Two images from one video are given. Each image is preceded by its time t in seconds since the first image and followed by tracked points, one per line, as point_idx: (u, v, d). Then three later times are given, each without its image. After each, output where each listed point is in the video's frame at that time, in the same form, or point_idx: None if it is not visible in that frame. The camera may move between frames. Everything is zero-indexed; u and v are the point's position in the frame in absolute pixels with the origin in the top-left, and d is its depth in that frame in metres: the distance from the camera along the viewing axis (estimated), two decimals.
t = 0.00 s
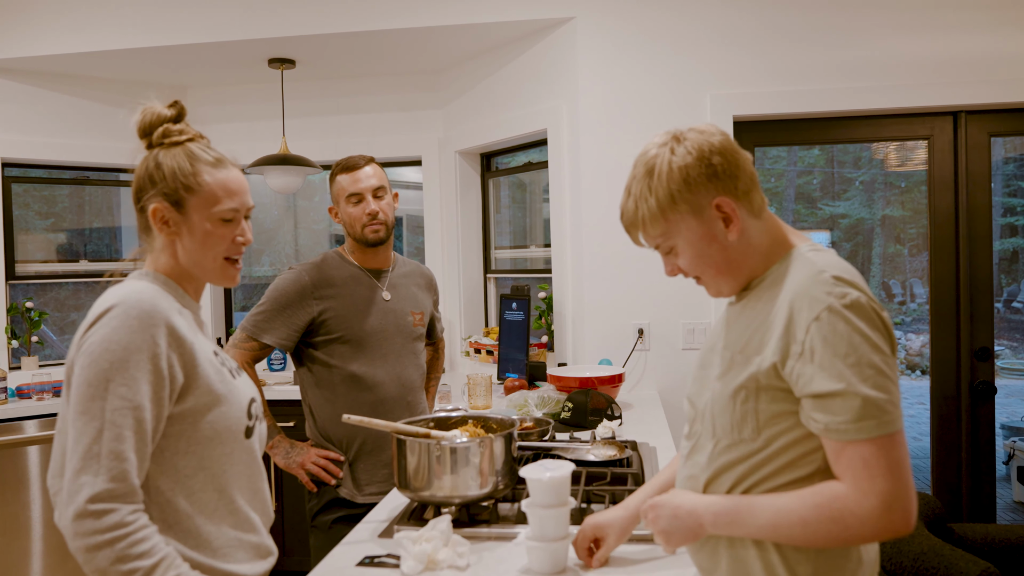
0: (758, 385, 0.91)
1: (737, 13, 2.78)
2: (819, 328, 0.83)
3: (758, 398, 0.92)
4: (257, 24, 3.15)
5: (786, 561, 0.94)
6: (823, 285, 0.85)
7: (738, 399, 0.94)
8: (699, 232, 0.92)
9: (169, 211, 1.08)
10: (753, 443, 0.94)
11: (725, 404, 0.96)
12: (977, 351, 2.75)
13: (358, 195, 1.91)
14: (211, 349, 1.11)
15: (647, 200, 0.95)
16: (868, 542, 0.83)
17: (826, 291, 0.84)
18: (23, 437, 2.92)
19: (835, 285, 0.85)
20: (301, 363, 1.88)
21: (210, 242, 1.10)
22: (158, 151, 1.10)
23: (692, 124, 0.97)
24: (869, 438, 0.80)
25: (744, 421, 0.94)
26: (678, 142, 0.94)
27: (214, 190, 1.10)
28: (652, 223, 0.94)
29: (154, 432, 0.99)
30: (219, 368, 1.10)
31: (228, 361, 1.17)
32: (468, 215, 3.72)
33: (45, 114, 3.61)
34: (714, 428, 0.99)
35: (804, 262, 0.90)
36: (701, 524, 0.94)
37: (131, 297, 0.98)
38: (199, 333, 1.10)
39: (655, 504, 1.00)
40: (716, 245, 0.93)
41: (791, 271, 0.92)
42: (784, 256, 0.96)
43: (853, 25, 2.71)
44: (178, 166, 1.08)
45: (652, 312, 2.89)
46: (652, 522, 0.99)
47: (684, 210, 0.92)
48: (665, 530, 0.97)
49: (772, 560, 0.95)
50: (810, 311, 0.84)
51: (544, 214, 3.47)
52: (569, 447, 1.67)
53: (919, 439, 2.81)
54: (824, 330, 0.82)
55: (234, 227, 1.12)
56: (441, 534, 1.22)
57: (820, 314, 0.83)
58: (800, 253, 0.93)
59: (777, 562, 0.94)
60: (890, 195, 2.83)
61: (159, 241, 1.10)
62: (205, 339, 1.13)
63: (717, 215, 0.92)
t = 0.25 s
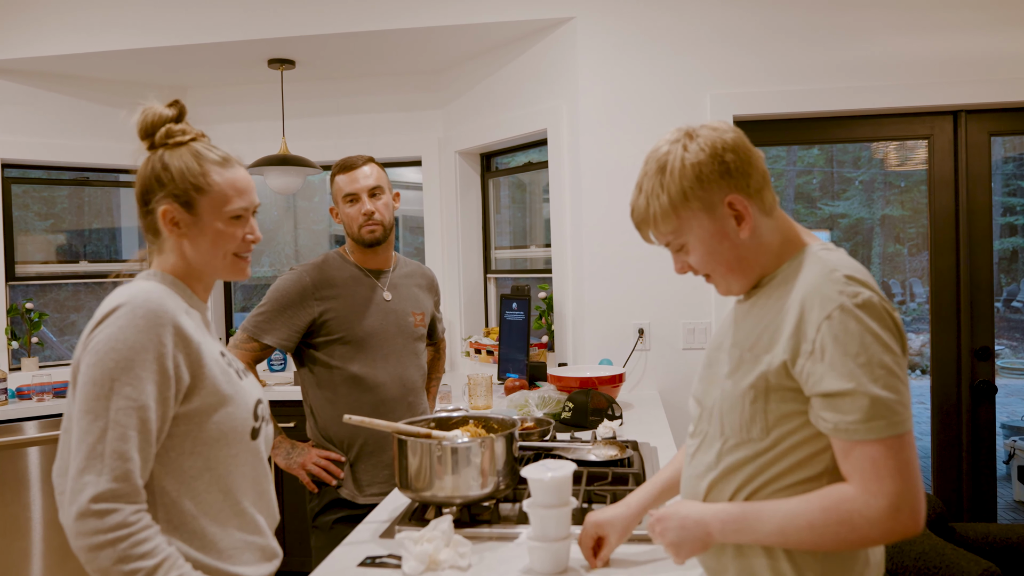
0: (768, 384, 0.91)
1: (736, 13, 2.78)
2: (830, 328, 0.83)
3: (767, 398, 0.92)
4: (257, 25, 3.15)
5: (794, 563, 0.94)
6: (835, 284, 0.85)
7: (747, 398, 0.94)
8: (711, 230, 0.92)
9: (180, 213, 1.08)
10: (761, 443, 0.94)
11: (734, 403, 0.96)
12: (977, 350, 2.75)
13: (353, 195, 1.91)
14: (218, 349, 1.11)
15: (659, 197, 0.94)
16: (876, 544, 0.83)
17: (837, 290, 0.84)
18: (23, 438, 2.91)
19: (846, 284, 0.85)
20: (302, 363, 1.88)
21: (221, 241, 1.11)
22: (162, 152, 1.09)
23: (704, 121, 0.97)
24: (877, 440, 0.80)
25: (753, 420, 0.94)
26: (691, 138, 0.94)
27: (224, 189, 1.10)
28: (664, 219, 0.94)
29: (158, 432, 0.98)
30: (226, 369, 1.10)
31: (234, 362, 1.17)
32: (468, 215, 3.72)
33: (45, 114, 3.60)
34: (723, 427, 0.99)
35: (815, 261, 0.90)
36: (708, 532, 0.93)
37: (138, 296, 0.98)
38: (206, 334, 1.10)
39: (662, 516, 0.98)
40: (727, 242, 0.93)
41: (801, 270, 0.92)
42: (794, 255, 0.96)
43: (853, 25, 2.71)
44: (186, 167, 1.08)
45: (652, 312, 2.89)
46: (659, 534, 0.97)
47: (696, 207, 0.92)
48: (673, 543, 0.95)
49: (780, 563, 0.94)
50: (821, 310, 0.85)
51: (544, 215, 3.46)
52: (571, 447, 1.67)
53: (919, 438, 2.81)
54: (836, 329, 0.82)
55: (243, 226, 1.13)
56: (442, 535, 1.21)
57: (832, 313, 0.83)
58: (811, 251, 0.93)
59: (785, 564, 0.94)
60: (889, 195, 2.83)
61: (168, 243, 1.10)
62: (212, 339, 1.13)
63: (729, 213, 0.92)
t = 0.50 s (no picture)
0: (781, 386, 0.92)
1: (736, 13, 2.78)
2: (846, 331, 0.83)
3: (780, 400, 0.92)
4: (257, 26, 3.15)
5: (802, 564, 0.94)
6: (851, 287, 0.86)
7: (759, 400, 0.94)
8: (724, 230, 0.93)
9: (187, 214, 1.08)
10: (772, 444, 0.95)
11: (745, 404, 0.96)
12: (978, 350, 2.75)
13: (354, 196, 1.91)
14: (229, 352, 1.11)
15: (672, 196, 0.94)
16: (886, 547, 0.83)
17: (853, 293, 0.85)
18: (23, 439, 2.91)
19: (862, 287, 0.85)
20: (303, 364, 1.88)
21: (228, 242, 1.10)
22: (173, 152, 1.10)
23: (717, 122, 0.98)
24: (891, 444, 0.80)
25: (764, 422, 0.94)
26: (704, 139, 0.95)
27: (232, 190, 1.09)
28: (677, 218, 0.94)
29: (165, 435, 0.98)
30: (236, 373, 1.10)
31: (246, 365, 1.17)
32: (469, 216, 3.72)
33: (45, 115, 3.60)
34: (733, 428, 0.99)
35: (828, 263, 0.91)
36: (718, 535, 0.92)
37: (151, 298, 0.98)
38: (217, 336, 1.10)
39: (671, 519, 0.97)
40: (739, 243, 0.94)
41: (814, 272, 0.93)
42: (806, 256, 0.97)
43: (853, 25, 2.71)
44: (194, 167, 1.07)
45: (653, 313, 2.89)
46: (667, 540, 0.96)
47: (709, 207, 0.92)
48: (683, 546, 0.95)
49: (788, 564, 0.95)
50: (836, 312, 0.85)
51: (544, 215, 3.47)
52: (572, 447, 1.67)
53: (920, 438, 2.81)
54: (852, 331, 0.83)
55: (252, 227, 1.12)
56: (444, 535, 1.21)
57: (847, 315, 0.84)
58: (823, 253, 0.94)
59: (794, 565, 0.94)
60: (889, 195, 2.83)
61: (179, 243, 1.10)
62: (223, 342, 1.13)
63: (742, 213, 0.92)
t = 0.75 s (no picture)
0: (794, 387, 0.92)
1: (737, 13, 2.78)
2: (860, 333, 0.84)
3: (793, 401, 0.93)
4: (257, 26, 3.15)
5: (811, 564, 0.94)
6: (866, 290, 0.86)
7: (772, 401, 0.95)
8: (738, 230, 0.93)
9: (209, 215, 1.07)
10: (784, 446, 0.95)
11: (758, 405, 0.97)
12: (979, 351, 2.75)
13: (359, 196, 1.91)
14: (238, 356, 1.11)
15: (685, 196, 0.95)
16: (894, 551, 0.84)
17: (868, 296, 0.85)
18: (23, 439, 2.91)
19: (878, 289, 0.86)
20: (304, 365, 1.87)
21: (248, 246, 1.10)
22: (198, 152, 1.10)
23: (731, 122, 0.99)
24: (902, 447, 0.81)
25: (776, 424, 0.95)
26: (719, 139, 0.96)
27: (256, 196, 1.10)
28: (689, 219, 0.95)
29: (169, 439, 0.98)
30: (245, 377, 1.10)
31: (256, 368, 1.17)
32: (469, 216, 3.72)
33: (45, 115, 3.60)
34: (745, 429, 1.00)
35: (842, 265, 0.91)
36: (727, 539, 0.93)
37: (158, 302, 0.98)
38: (225, 340, 1.09)
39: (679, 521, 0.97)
40: (753, 243, 0.94)
41: (828, 274, 0.93)
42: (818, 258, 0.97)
43: (854, 25, 2.71)
44: (220, 169, 1.08)
45: (654, 313, 2.89)
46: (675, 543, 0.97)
47: (724, 207, 0.93)
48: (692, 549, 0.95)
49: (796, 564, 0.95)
50: (851, 314, 0.85)
51: (545, 216, 3.47)
52: (574, 448, 1.67)
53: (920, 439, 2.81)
54: (866, 334, 0.83)
55: (271, 232, 1.12)
56: (447, 536, 1.21)
57: (862, 317, 0.84)
58: (836, 255, 0.95)
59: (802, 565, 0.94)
60: (889, 195, 2.83)
61: (195, 244, 1.10)
62: (233, 346, 1.12)
63: (756, 214, 0.93)
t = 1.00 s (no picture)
0: (798, 388, 0.96)
1: (738, 14, 2.78)
2: (865, 335, 0.87)
3: (798, 402, 0.96)
4: (258, 26, 3.15)
5: (809, 554, 0.99)
6: (870, 292, 0.90)
7: (777, 402, 0.98)
8: (745, 231, 0.96)
9: (217, 216, 1.08)
10: (789, 446, 0.98)
11: (763, 406, 1.00)
12: (978, 353, 2.75)
13: (394, 211, 1.91)
14: (246, 359, 1.11)
15: (694, 197, 0.98)
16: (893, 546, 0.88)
17: (874, 299, 0.89)
18: (22, 438, 2.91)
19: (883, 293, 0.89)
20: (297, 371, 1.87)
21: (255, 247, 1.10)
22: (206, 151, 1.09)
23: (737, 124, 1.02)
24: (904, 449, 0.84)
25: (782, 424, 0.98)
26: (727, 139, 0.99)
27: (264, 197, 1.09)
28: (697, 219, 0.98)
29: (174, 442, 0.98)
30: (253, 381, 1.09)
31: (264, 370, 1.17)
32: (469, 216, 3.71)
33: (44, 114, 3.59)
34: (750, 429, 1.03)
35: (845, 268, 0.95)
36: (724, 492, 0.98)
37: (168, 305, 0.98)
38: (235, 344, 1.09)
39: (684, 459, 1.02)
40: (759, 245, 0.98)
41: (832, 276, 0.97)
42: (821, 261, 1.01)
43: (855, 26, 2.71)
44: (228, 169, 1.08)
45: (654, 314, 2.89)
46: (674, 480, 1.01)
47: (732, 208, 0.96)
48: (689, 489, 1.00)
49: (794, 551, 1.00)
50: (857, 317, 0.89)
51: (545, 216, 3.46)
52: (574, 450, 1.67)
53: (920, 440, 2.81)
54: (871, 335, 0.87)
55: (279, 233, 1.12)
56: (447, 538, 1.21)
57: (868, 319, 0.87)
58: (839, 257, 0.98)
59: (798, 552, 1.00)
60: (888, 197, 2.83)
61: (203, 244, 1.10)
62: (241, 350, 1.12)
63: (763, 216, 0.96)
